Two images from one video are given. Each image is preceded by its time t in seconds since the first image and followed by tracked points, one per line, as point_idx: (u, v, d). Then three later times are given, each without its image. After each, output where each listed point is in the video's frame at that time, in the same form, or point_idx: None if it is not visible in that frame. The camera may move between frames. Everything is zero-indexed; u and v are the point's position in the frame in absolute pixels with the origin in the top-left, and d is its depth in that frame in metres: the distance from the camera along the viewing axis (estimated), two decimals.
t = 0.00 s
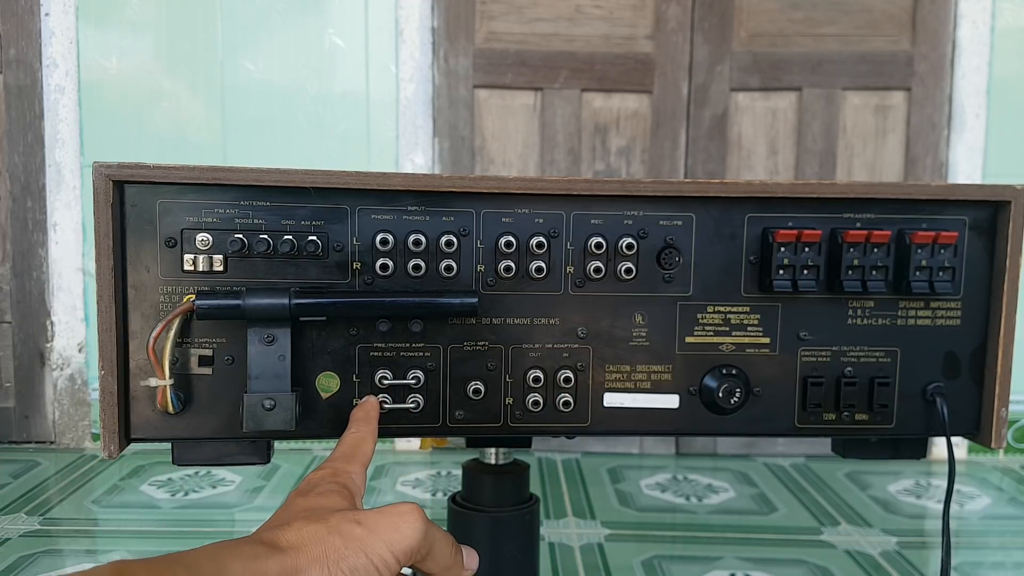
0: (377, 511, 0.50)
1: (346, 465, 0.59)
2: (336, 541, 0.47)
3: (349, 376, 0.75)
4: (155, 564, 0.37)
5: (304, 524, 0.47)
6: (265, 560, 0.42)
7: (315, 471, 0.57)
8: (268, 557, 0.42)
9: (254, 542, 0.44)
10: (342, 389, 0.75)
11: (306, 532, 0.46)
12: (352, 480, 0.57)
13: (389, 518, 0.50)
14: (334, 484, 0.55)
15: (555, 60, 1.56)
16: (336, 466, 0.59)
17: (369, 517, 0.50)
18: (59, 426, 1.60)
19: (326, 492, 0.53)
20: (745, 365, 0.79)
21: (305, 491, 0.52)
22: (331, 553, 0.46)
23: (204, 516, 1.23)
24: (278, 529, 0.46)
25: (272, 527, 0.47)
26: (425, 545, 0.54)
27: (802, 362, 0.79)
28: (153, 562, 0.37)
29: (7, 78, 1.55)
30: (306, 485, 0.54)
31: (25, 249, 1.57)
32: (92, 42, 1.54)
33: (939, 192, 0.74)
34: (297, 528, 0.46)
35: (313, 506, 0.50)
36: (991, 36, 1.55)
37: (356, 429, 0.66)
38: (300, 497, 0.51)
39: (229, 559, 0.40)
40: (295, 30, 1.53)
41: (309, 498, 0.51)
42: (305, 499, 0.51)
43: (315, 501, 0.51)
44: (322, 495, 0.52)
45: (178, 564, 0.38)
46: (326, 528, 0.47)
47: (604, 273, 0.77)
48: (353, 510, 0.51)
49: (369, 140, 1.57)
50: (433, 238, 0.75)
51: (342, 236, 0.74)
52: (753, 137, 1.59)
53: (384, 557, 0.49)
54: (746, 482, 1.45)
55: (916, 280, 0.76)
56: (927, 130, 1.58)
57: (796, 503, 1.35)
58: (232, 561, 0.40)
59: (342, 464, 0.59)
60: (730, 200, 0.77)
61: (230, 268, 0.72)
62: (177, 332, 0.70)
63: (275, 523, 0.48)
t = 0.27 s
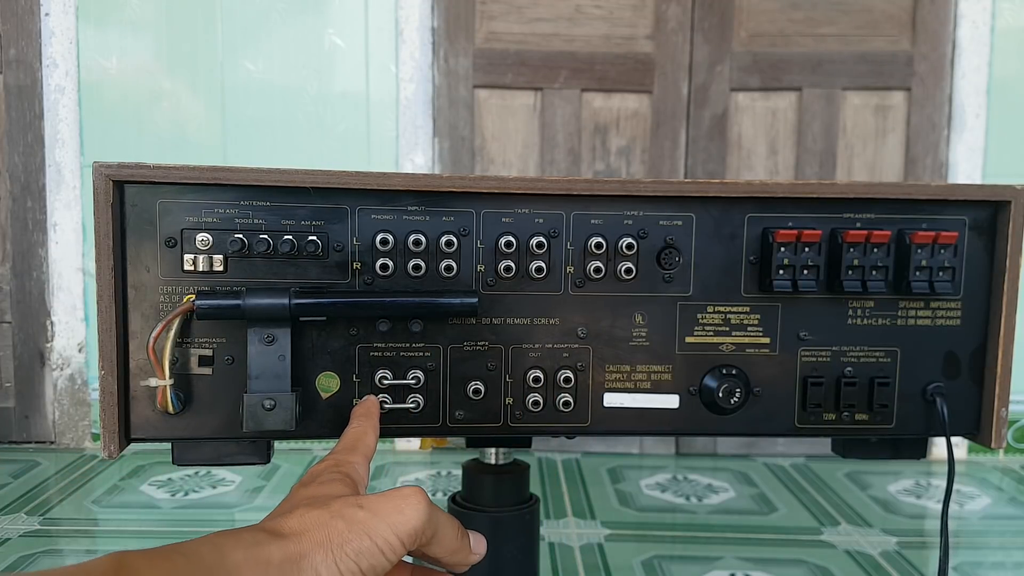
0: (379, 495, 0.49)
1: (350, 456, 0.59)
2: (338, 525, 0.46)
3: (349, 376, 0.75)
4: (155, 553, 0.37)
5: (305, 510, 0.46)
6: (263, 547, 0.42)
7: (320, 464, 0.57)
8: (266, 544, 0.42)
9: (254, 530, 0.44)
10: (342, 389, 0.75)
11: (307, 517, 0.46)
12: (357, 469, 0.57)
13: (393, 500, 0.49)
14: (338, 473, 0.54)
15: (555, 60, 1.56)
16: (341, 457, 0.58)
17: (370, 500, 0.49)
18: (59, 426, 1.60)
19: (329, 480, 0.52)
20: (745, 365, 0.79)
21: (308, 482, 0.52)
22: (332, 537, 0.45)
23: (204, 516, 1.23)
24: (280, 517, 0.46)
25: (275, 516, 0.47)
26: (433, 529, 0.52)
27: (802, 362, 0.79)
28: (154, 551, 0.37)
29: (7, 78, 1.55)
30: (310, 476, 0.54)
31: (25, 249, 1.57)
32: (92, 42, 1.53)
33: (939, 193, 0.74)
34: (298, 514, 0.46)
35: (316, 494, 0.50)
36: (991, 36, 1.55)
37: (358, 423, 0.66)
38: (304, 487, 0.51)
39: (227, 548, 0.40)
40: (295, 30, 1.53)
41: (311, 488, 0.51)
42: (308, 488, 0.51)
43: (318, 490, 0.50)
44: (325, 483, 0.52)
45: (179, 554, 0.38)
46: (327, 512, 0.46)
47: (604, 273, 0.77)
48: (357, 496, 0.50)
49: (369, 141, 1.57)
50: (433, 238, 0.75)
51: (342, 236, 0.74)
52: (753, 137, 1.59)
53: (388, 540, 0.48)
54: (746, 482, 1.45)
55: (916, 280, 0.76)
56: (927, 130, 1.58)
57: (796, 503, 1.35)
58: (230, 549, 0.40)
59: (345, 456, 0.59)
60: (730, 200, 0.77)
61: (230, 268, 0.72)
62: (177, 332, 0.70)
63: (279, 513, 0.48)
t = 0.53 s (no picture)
0: (455, 507, 0.46)
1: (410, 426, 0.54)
2: (421, 537, 0.42)
3: (349, 376, 0.75)
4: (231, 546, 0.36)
5: (386, 511, 0.42)
6: (345, 553, 0.38)
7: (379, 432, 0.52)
8: (348, 548, 0.39)
9: (332, 528, 0.40)
10: (342, 389, 0.75)
11: (389, 520, 0.42)
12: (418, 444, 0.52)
13: (467, 516, 0.46)
14: (406, 452, 0.50)
15: (555, 60, 1.56)
16: (400, 425, 0.54)
17: (449, 512, 0.45)
18: (59, 426, 1.60)
19: (400, 463, 0.48)
20: (745, 365, 0.79)
21: (372, 461, 0.47)
22: (413, 546, 0.42)
23: (204, 516, 1.23)
24: (356, 510, 0.42)
25: (348, 506, 0.43)
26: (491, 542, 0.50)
27: (802, 362, 0.79)
28: (229, 544, 0.36)
29: (7, 78, 1.55)
30: (372, 450, 0.49)
31: (25, 249, 1.57)
32: (92, 43, 1.54)
33: (939, 192, 0.74)
34: (380, 517, 0.42)
35: (390, 482, 0.46)
36: (991, 36, 1.55)
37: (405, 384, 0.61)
38: (372, 468, 0.46)
39: (306, 549, 0.37)
40: (294, 30, 1.53)
41: (381, 472, 0.46)
42: (377, 470, 0.47)
43: (390, 475, 0.46)
44: (396, 467, 0.47)
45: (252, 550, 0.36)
46: (410, 517, 0.43)
47: (604, 273, 0.77)
48: (430, 494, 0.47)
49: (369, 141, 1.57)
50: (433, 238, 0.75)
51: (341, 236, 0.74)
52: (753, 137, 1.59)
53: (459, 555, 0.45)
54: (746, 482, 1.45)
55: (916, 280, 0.76)
56: (927, 130, 1.58)
57: (796, 503, 1.35)
58: (310, 551, 0.37)
59: (405, 425, 0.54)
60: (730, 200, 0.77)
61: (229, 268, 0.72)
62: (177, 332, 0.70)
63: (350, 500, 0.43)
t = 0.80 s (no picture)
0: (436, 492, 0.48)
1: (380, 423, 0.56)
2: (407, 520, 0.44)
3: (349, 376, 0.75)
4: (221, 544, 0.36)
5: (372, 501, 0.44)
6: (336, 544, 0.40)
7: (351, 430, 0.54)
8: (338, 541, 0.40)
9: (321, 523, 0.41)
10: (342, 389, 0.75)
11: (375, 511, 0.43)
12: (390, 440, 0.54)
13: (449, 500, 0.49)
14: (380, 446, 0.52)
15: (555, 60, 1.56)
16: (370, 423, 0.56)
17: (431, 497, 0.47)
18: (59, 426, 1.60)
19: (375, 457, 0.50)
20: (745, 365, 0.79)
21: (350, 456, 0.49)
22: (403, 533, 0.43)
23: (204, 516, 1.23)
24: (342, 504, 0.43)
25: (334, 500, 0.44)
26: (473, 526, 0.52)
27: (802, 362, 0.79)
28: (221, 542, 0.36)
29: (7, 78, 1.55)
30: (347, 447, 0.51)
31: (24, 249, 1.57)
32: (92, 43, 1.54)
33: (939, 192, 0.74)
34: (366, 505, 0.44)
35: (370, 475, 0.47)
36: (991, 36, 1.55)
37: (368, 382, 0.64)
38: (350, 462, 0.48)
39: (297, 544, 0.38)
40: (294, 30, 1.53)
41: (361, 465, 0.48)
42: (355, 464, 0.48)
43: (369, 469, 0.48)
44: (373, 461, 0.49)
45: (243, 547, 0.37)
46: (396, 506, 0.44)
47: (604, 273, 0.77)
48: (410, 483, 0.49)
49: (369, 141, 1.57)
50: (433, 238, 0.75)
51: (341, 236, 0.74)
52: (753, 137, 1.59)
53: (446, 537, 0.47)
54: (746, 482, 1.45)
55: (916, 280, 0.76)
56: (927, 130, 1.58)
57: (796, 503, 1.35)
58: (302, 546, 0.38)
59: (374, 421, 0.56)
60: (730, 200, 0.77)
61: (230, 268, 0.72)
62: (177, 332, 0.70)
63: (335, 494, 0.45)
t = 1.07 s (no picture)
0: (405, 489, 0.48)
1: (353, 435, 0.57)
2: (371, 522, 0.44)
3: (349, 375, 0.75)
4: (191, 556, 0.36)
5: (335, 507, 0.44)
6: (299, 547, 0.39)
7: (321, 443, 0.55)
8: (302, 545, 0.40)
9: (285, 531, 0.41)
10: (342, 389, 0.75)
11: (339, 516, 0.43)
12: (360, 449, 0.55)
13: (420, 494, 0.48)
14: (347, 456, 0.52)
15: (555, 60, 1.56)
16: (341, 435, 0.56)
17: (399, 495, 0.47)
18: (59, 426, 1.60)
19: (341, 466, 0.50)
20: (745, 365, 0.79)
21: (318, 468, 0.50)
22: (368, 534, 0.43)
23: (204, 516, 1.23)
24: (307, 513, 0.43)
25: (298, 511, 0.44)
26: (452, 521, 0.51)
27: (802, 362, 0.79)
28: (190, 554, 0.36)
29: (7, 78, 1.55)
30: (316, 460, 0.51)
31: (25, 249, 1.57)
32: (92, 43, 1.54)
33: (939, 193, 0.74)
34: (330, 510, 0.44)
35: (335, 484, 0.47)
36: (991, 36, 1.55)
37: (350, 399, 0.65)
38: (317, 474, 0.49)
39: (261, 550, 0.38)
40: (294, 30, 1.53)
41: (327, 475, 0.49)
42: (322, 475, 0.49)
43: (334, 478, 0.48)
44: (339, 470, 0.49)
45: (212, 557, 0.36)
46: (359, 509, 0.44)
47: (604, 273, 0.77)
48: (377, 486, 0.49)
49: (369, 141, 1.57)
50: (433, 238, 0.75)
51: (342, 236, 0.74)
52: (753, 137, 1.59)
53: (418, 534, 0.46)
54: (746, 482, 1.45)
55: (916, 280, 0.76)
56: (927, 130, 1.58)
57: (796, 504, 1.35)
58: (267, 551, 0.38)
59: (345, 433, 0.57)
60: (730, 200, 0.77)
61: (230, 268, 0.72)
62: (177, 332, 0.70)
63: (301, 505, 0.45)
